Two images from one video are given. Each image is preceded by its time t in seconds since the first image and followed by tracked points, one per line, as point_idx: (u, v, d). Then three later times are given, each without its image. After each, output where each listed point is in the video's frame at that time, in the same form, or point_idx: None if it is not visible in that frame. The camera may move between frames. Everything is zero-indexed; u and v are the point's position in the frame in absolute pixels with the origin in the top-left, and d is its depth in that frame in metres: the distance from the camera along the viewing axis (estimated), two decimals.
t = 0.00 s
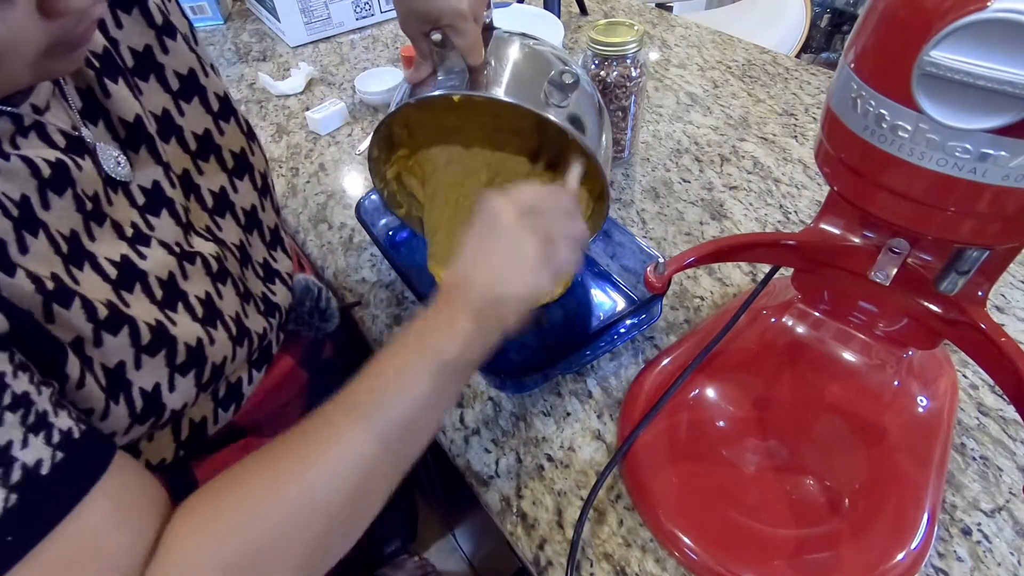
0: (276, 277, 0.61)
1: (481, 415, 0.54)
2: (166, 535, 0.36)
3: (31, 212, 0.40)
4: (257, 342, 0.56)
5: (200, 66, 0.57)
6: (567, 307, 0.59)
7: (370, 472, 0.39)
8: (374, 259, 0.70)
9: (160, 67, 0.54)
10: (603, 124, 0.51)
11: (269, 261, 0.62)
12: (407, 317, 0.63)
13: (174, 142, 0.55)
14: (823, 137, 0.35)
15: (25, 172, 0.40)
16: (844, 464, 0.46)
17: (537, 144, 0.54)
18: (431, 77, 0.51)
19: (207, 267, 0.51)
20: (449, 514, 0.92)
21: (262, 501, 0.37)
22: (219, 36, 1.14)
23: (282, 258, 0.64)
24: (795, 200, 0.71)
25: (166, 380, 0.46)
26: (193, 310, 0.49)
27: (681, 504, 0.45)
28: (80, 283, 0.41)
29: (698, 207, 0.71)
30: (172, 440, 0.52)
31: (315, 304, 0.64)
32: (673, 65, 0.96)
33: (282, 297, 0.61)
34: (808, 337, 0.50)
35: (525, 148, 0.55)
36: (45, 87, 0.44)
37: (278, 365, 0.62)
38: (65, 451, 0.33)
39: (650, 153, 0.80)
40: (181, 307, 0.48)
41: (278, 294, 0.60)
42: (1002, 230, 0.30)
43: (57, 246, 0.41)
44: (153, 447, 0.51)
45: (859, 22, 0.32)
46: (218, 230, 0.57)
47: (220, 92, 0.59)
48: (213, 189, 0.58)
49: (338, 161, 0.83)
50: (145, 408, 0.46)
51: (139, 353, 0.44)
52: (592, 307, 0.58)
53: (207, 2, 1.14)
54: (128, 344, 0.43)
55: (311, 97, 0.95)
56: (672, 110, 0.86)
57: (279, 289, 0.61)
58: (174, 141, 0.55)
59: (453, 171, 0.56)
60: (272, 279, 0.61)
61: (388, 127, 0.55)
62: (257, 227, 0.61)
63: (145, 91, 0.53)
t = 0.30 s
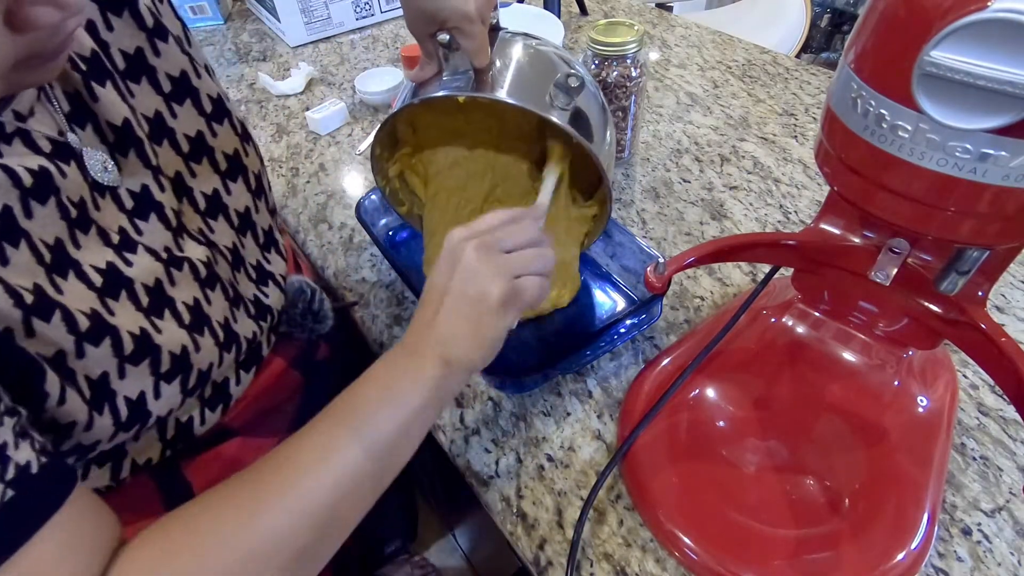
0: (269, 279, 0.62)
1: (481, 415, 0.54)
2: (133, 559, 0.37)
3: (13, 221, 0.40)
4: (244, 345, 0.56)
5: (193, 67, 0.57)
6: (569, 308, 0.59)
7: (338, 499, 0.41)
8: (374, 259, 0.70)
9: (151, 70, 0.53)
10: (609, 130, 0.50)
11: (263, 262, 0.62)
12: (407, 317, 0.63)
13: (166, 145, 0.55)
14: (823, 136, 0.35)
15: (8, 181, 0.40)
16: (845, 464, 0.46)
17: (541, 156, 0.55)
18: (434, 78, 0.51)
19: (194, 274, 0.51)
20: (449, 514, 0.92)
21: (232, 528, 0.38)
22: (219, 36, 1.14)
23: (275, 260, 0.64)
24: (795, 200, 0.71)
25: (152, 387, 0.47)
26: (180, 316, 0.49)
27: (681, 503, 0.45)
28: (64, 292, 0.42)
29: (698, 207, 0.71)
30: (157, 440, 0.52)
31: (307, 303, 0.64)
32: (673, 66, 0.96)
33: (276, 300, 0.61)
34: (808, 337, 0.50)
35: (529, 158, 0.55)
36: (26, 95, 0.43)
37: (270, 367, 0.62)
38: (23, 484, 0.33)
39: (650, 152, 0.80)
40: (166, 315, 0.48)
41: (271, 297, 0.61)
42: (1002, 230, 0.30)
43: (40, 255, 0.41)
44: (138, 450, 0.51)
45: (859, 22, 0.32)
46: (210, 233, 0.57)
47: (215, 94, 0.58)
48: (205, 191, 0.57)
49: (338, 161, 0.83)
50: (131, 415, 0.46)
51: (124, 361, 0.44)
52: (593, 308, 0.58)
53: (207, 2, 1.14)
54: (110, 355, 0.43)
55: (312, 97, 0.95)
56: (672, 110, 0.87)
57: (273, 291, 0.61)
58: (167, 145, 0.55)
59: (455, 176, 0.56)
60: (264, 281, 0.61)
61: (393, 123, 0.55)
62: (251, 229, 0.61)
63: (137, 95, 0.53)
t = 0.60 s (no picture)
0: (255, 280, 0.62)
1: (481, 415, 0.54)
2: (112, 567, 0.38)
3: None
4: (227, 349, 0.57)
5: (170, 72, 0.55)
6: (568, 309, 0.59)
7: (320, 508, 0.42)
8: (374, 259, 0.70)
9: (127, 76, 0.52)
10: (609, 134, 0.50)
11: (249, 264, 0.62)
12: (406, 317, 0.63)
13: (147, 150, 0.53)
14: (824, 135, 0.35)
15: None
16: (845, 464, 0.46)
17: (544, 158, 0.55)
18: (436, 77, 0.51)
19: (172, 281, 0.51)
20: (449, 514, 0.92)
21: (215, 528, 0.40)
22: (220, 36, 1.14)
23: (262, 261, 0.63)
24: (795, 200, 0.71)
25: (132, 393, 0.47)
26: (159, 324, 0.49)
27: (682, 503, 0.45)
28: (41, 306, 0.41)
29: (698, 207, 0.71)
30: (144, 439, 0.52)
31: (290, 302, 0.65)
32: (673, 65, 0.96)
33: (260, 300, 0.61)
34: (808, 337, 0.50)
35: (533, 161, 0.55)
36: None
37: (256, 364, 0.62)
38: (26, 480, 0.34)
39: (650, 152, 0.80)
40: (145, 323, 0.48)
41: (255, 297, 0.61)
42: (1002, 230, 0.30)
43: (16, 269, 0.41)
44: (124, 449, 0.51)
45: (859, 22, 0.32)
46: (195, 237, 0.56)
47: (193, 97, 0.57)
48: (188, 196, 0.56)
49: (338, 161, 0.83)
50: (113, 421, 0.47)
51: (103, 372, 0.44)
52: (592, 309, 0.58)
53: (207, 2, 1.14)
54: (88, 366, 0.43)
55: (312, 97, 0.95)
56: (672, 110, 0.87)
57: (257, 292, 0.61)
58: (147, 150, 0.53)
59: (457, 177, 0.56)
60: (250, 282, 0.61)
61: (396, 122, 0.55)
62: (236, 230, 0.61)
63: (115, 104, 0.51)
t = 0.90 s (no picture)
0: (243, 285, 0.61)
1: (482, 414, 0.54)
2: None
3: None
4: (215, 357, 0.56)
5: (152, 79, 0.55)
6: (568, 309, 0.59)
7: (318, 524, 0.43)
8: (374, 259, 0.70)
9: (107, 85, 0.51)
10: (610, 135, 0.50)
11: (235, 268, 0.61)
12: (406, 317, 0.63)
13: (130, 160, 0.53)
14: (824, 135, 0.35)
15: None
16: (845, 464, 0.46)
17: (548, 164, 0.57)
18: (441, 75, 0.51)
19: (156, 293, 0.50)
20: (450, 514, 0.92)
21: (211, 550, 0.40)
22: (220, 36, 1.14)
23: (250, 265, 0.63)
24: (795, 200, 0.71)
25: (117, 407, 0.48)
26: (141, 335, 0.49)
27: (682, 502, 0.45)
28: (22, 324, 0.41)
29: (698, 207, 0.71)
30: (133, 446, 0.52)
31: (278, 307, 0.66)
32: (673, 66, 0.96)
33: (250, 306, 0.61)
34: (808, 337, 0.50)
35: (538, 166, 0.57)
36: None
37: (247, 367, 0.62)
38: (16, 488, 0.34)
39: (650, 153, 0.80)
40: (128, 337, 0.48)
41: (244, 304, 0.61)
42: (1002, 230, 0.30)
43: None
44: (113, 455, 0.52)
45: (860, 22, 0.32)
46: (180, 246, 0.56)
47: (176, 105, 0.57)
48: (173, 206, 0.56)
49: (338, 161, 0.83)
50: (98, 434, 0.47)
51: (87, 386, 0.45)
52: (591, 309, 0.58)
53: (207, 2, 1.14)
54: (72, 382, 0.44)
55: (311, 97, 0.95)
56: (672, 110, 0.87)
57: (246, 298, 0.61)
58: (131, 160, 0.53)
59: (460, 179, 0.57)
60: (238, 288, 0.61)
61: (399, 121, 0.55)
62: (223, 237, 0.60)
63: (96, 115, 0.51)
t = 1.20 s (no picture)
0: (236, 296, 0.62)
1: (481, 414, 0.54)
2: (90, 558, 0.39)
3: None
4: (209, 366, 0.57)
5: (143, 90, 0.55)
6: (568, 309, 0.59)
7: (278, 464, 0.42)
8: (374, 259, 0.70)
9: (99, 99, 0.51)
10: (610, 135, 0.50)
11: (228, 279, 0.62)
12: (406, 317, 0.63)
13: (122, 175, 0.53)
14: (824, 135, 0.35)
15: None
16: (845, 465, 0.46)
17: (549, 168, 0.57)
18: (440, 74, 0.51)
19: (150, 309, 0.51)
20: (449, 514, 0.92)
21: (176, 504, 0.40)
22: (220, 36, 1.14)
23: (243, 275, 0.63)
24: (795, 200, 0.71)
25: (110, 420, 0.47)
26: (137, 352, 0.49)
27: (682, 501, 0.45)
28: (18, 343, 0.41)
29: (698, 207, 0.71)
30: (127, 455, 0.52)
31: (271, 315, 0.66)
32: (672, 65, 0.96)
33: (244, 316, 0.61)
34: (808, 337, 0.50)
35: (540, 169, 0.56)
36: None
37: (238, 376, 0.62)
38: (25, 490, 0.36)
39: (650, 153, 0.80)
40: (124, 354, 0.48)
41: (237, 314, 0.61)
42: (1002, 230, 0.30)
43: None
44: (109, 464, 0.51)
45: (859, 22, 0.32)
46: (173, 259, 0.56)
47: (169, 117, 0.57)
48: (164, 218, 0.56)
49: (338, 161, 0.83)
50: (89, 443, 0.47)
51: (81, 403, 0.45)
52: (591, 309, 0.58)
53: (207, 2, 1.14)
54: (67, 399, 0.44)
55: (311, 98, 0.95)
56: (672, 110, 0.87)
57: (240, 308, 0.61)
58: (122, 175, 0.53)
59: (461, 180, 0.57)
60: (231, 299, 0.61)
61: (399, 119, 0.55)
62: (216, 249, 0.61)
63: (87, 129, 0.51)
